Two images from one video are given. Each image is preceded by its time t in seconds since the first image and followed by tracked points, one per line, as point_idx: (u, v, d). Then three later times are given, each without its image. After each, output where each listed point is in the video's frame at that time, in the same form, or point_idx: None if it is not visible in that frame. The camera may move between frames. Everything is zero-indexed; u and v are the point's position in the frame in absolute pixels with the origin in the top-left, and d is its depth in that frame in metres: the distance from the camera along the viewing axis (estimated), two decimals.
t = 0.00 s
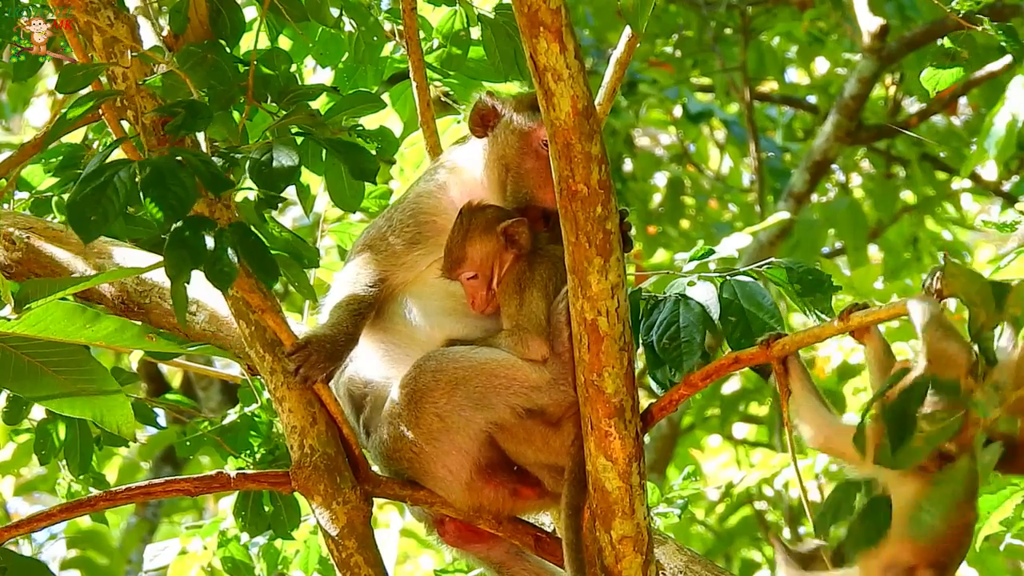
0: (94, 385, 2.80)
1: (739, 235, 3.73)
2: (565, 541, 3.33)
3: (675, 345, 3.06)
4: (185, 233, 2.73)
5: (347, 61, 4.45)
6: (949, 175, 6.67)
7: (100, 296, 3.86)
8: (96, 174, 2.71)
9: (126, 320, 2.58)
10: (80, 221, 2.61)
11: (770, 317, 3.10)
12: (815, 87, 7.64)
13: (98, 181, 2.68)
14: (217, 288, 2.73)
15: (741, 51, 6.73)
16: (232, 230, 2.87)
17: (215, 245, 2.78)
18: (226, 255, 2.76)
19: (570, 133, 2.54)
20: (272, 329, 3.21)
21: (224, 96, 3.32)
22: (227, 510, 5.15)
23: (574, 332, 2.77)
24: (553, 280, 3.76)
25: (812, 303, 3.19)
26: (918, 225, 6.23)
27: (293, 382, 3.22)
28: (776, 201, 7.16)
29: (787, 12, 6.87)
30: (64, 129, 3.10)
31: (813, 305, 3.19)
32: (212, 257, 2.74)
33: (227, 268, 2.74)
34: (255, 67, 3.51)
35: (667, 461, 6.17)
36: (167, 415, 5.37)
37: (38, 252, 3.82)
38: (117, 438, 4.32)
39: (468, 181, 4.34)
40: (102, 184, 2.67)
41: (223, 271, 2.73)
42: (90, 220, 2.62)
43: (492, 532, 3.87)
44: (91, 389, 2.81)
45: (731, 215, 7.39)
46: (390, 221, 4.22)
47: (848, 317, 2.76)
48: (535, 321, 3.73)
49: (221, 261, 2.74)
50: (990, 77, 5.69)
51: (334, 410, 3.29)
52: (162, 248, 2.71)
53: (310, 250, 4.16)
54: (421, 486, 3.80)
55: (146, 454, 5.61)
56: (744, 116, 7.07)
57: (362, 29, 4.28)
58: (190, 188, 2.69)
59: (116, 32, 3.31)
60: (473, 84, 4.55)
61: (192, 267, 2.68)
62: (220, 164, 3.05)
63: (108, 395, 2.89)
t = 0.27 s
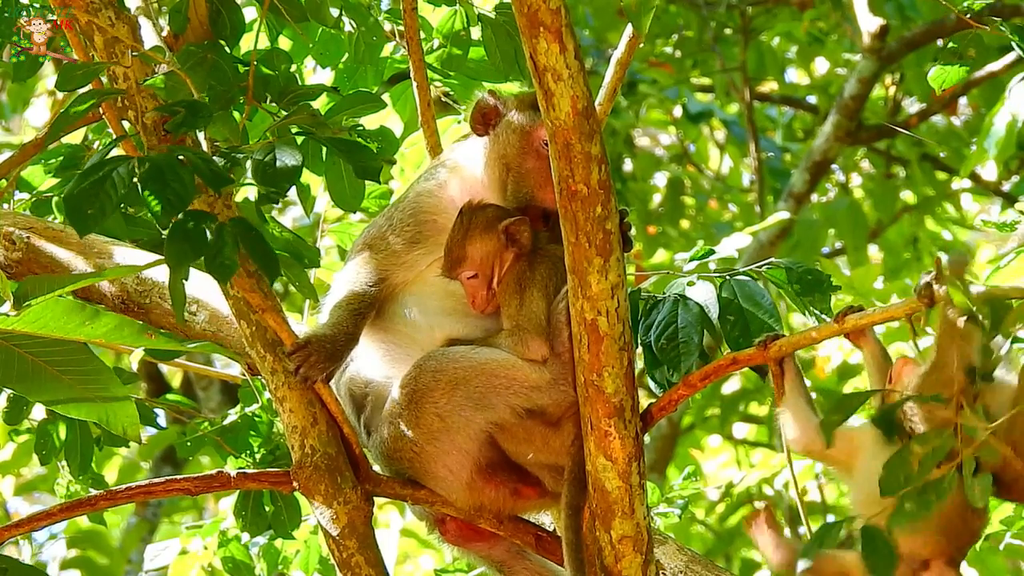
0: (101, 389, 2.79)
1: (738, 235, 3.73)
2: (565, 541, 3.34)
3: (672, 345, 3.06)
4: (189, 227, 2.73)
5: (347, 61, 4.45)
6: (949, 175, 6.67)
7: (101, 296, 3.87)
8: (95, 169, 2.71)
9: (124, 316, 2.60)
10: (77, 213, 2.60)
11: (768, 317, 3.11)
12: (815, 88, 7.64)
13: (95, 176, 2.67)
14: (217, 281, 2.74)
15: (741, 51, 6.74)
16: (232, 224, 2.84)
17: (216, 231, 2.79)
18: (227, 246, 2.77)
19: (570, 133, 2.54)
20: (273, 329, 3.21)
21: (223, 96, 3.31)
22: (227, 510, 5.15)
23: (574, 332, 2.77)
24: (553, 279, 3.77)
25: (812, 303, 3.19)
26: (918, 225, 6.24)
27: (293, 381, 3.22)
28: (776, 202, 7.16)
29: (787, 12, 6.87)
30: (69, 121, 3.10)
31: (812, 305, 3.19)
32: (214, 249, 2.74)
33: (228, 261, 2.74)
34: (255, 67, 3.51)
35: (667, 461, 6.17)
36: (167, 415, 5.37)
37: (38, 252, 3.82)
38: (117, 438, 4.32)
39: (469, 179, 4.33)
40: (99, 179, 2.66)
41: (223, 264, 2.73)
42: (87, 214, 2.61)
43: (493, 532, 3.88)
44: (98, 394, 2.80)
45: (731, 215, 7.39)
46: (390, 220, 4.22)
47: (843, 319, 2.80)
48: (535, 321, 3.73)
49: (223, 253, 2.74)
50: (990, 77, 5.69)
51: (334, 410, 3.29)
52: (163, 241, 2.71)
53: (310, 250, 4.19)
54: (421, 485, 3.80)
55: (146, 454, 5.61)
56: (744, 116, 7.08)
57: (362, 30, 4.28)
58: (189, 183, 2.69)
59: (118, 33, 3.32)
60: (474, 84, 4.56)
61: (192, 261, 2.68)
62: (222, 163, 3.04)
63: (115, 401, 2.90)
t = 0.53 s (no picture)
0: (100, 390, 2.80)
1: (739, 235, 3.74)
2: (564, 540, 3.34)
3: (677, 344, 3.04)
4: (183, 219, 2.72)
5: (346, 61, 4.45)
6: (949, 175, 6.67)
7: (101, 295, 3.87)
8: (93, 170, 2.71)
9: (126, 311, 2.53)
10: (76, 213, 2.61)
11: (771, 314, 3.09)
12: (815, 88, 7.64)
13: (93, 177, 2.68)
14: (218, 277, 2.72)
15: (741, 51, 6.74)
16: (231, 219, 2.83)
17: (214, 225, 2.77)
18: (226, 240, 2.76)
19: (570, 133, 2.54)
20: (273, 329, 3.21)
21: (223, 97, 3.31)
22: (227, 510, 5.15)
23: (573, 332, 2.77)
24: (553, 278, 3.79)
25: (812, 301, 3.19)
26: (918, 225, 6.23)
27: (294, 381, 3.22)
28: (776, 202, 7.16)
29: (788, 12, 6.87)
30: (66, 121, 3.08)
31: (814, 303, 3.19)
32: (213, 243, 2.73)
33: (227, 254, 2.73)
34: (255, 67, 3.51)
35: (667, 461, 6.17)
36: (167, 415, 5.37)
37: (38, 251, 3.82)
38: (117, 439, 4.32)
39: (470, 177, 4.31)
40: (97, 180, 2.67)
41: (223, 258, 2.72)
42: (85, 214, 2.61)
43: (493, 530, 3.88)
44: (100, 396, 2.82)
45: (731, 215, 7.39)
46: (390, 219, 4.21)
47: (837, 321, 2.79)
48: (534, 321, 3.75)
49: (223, 248, 2.72)
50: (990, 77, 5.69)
51: (334, 409, 3.28)
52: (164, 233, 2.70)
53: (310, 249, 4.19)
54: (422, 484, 3.81)
55: (146, 455, 5.61)
56: (744, 116, 7.08)
57: (362, 29, 4.28)
58: (186, 184, 2.70)
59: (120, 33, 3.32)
60: (474, 84, 4.57)
61: (192, 256, 2.67)
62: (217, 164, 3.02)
63: (116, 404, 2.88)
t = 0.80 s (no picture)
0: (97, 391, 2.82)
1: (739, 234, 3.74)
2: (564, 540, 3.34)
3: (683, 342, 3.04)
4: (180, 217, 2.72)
5: (346, 60, 4.45)
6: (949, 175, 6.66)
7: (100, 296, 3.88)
8: (88, 173, 2.72)
9: (130, 306, 2.41)
10: (71, 218, 2.62)
11: (773, 311, 3.09)
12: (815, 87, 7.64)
13: (87, 180, 2.68)
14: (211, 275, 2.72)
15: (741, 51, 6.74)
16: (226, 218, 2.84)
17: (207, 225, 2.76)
18: (220, 239, 2.75)
19: (569, 133, 2.55)
20: (273, 328, 3.22)
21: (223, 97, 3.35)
22: (227, 509, 5.15)
23: (572, 331, 2.77)
24: (552, 277, 3.80)
25: (816, 297, 3.20)
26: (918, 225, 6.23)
27: (294, 381, 3.23)
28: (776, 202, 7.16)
29: (788, 12, 6.87)
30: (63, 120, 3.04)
31: (817, 299, 3.19)
32: (207, 242, 2.73)
33: (221, 254, 2.72)
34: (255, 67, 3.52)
35: (667, 461, 6.17)
36: (167, 415, 5.37)
37: (38, 251, 3.82)
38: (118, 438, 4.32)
39: (471, 175, 4.31)
40: (91, 183, 2.67)
41: (217, 257, 2.72)
42: (80, 219, 2.62)
43: (493, 529, 3.88)
44: (96, 395, 2.83)
45: (731, 215, 7.39)
46: (391, 217, 4.21)
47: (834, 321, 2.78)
48: (534, 320, 3.75)
49: (217, 248, 2.72)
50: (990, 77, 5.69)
51: (333, 407, 3.28)
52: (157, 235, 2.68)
53: (310, 248, 4.19)
54: (421, 482, 3.81)
55: (146, 454, 5.61)
56: (744, 116, 7.08)
57: (362, 29, 4.28)
58: (179, 182, 2.69)
59: (121, 34, 3.31)
60: (474, 84, 4.57)
61: (185, 256, 2.66)
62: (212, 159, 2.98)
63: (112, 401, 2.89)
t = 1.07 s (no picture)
0: (94, 391, 2.80)
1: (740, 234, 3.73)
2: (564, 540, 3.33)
3: (683, 342, 3.03)
4: (175, 218, 2.72)
5: (346, 60, 4.44)
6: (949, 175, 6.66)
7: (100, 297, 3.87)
8: (83, 174, 2.71)
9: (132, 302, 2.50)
10: (65, 220, 2.60)
11: (774, 312, 3.10)
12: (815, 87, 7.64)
13: (83, 181, 2.67)
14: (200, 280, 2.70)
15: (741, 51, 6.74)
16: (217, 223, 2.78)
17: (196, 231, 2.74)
18: (209, 244, 2.73)
19: (568, 133, 2.55)
20: (275, 330, 3.24)
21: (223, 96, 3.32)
22: (227, 509, 5.15)
23: (572, 332, 2.77)
24: (553, 277, 3.79)
25: (815, 298, 3.20)
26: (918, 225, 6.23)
27: (294, 382, 3.24)
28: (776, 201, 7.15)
29: (787, 12, 6.87)
30: (60, 120, 2.97)
31: (817, 299, 3.20)
32: (195, 248, 2.71)
33: (209, 259, 2.70)
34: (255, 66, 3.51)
35: (667, 460, 6.17)
36: (167, 415, 5.37)
37: (38, 252, 3.82)
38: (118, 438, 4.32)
39: (472, 174, 4.30)
40: (86, 184, 2.66)
41: (206, 262, 2.70)
42: (74, 221, 2.60)
43: (494, 529, 3.88)
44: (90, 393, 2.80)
45: (731, 215, 7.39)
46: (392, 216, 4.21)
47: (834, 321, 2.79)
48: (534, 320, 3.75)
49: (205, 253, 2.70)
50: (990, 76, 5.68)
51: (333, 407, 3.28)
52: (147, 240, 2.64)
53: (311, 248, 4.18)
54: (422, 482, 3.80)
55: (146, 454, 5.61)
56: (744, 116, 7.08)
57: (362, 29, 4.28)
58: (174, 186, 2.69)
59: (122, 35, 3.32)
60: (474, 84, 4.56)
61: (177, 259, 2.62)
62: (214, 160, 2.98)
63: (108, 398, 2.90)
